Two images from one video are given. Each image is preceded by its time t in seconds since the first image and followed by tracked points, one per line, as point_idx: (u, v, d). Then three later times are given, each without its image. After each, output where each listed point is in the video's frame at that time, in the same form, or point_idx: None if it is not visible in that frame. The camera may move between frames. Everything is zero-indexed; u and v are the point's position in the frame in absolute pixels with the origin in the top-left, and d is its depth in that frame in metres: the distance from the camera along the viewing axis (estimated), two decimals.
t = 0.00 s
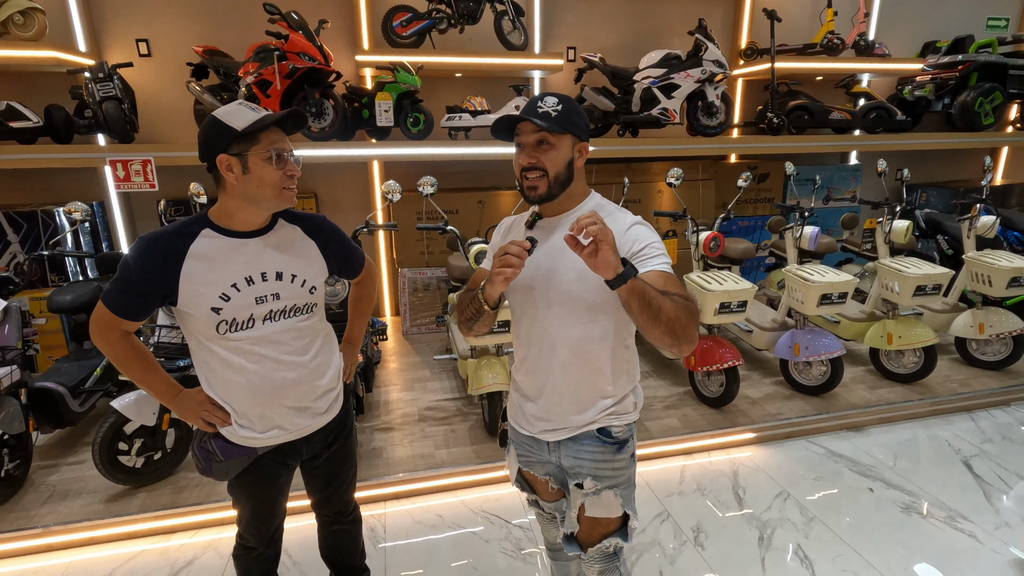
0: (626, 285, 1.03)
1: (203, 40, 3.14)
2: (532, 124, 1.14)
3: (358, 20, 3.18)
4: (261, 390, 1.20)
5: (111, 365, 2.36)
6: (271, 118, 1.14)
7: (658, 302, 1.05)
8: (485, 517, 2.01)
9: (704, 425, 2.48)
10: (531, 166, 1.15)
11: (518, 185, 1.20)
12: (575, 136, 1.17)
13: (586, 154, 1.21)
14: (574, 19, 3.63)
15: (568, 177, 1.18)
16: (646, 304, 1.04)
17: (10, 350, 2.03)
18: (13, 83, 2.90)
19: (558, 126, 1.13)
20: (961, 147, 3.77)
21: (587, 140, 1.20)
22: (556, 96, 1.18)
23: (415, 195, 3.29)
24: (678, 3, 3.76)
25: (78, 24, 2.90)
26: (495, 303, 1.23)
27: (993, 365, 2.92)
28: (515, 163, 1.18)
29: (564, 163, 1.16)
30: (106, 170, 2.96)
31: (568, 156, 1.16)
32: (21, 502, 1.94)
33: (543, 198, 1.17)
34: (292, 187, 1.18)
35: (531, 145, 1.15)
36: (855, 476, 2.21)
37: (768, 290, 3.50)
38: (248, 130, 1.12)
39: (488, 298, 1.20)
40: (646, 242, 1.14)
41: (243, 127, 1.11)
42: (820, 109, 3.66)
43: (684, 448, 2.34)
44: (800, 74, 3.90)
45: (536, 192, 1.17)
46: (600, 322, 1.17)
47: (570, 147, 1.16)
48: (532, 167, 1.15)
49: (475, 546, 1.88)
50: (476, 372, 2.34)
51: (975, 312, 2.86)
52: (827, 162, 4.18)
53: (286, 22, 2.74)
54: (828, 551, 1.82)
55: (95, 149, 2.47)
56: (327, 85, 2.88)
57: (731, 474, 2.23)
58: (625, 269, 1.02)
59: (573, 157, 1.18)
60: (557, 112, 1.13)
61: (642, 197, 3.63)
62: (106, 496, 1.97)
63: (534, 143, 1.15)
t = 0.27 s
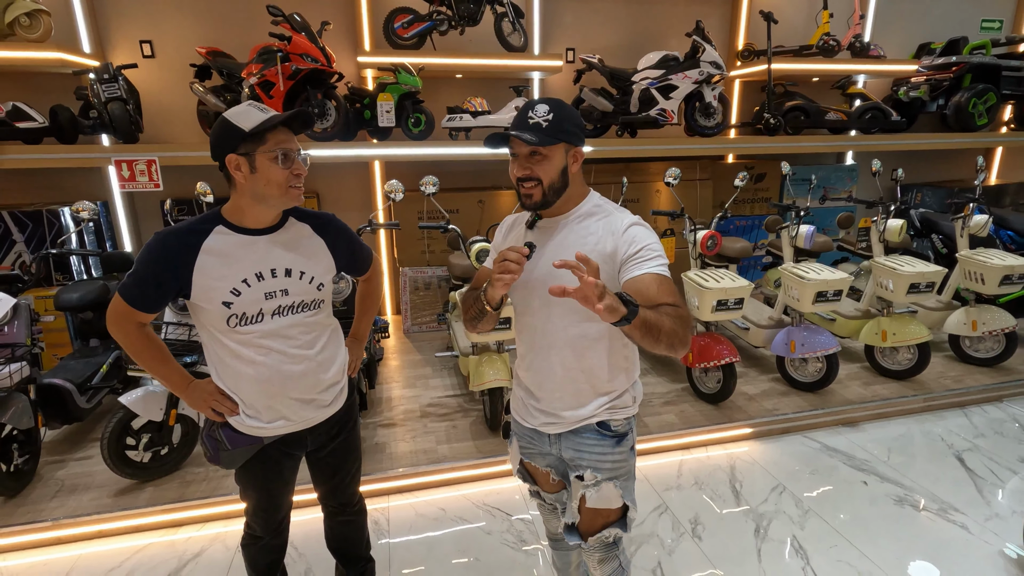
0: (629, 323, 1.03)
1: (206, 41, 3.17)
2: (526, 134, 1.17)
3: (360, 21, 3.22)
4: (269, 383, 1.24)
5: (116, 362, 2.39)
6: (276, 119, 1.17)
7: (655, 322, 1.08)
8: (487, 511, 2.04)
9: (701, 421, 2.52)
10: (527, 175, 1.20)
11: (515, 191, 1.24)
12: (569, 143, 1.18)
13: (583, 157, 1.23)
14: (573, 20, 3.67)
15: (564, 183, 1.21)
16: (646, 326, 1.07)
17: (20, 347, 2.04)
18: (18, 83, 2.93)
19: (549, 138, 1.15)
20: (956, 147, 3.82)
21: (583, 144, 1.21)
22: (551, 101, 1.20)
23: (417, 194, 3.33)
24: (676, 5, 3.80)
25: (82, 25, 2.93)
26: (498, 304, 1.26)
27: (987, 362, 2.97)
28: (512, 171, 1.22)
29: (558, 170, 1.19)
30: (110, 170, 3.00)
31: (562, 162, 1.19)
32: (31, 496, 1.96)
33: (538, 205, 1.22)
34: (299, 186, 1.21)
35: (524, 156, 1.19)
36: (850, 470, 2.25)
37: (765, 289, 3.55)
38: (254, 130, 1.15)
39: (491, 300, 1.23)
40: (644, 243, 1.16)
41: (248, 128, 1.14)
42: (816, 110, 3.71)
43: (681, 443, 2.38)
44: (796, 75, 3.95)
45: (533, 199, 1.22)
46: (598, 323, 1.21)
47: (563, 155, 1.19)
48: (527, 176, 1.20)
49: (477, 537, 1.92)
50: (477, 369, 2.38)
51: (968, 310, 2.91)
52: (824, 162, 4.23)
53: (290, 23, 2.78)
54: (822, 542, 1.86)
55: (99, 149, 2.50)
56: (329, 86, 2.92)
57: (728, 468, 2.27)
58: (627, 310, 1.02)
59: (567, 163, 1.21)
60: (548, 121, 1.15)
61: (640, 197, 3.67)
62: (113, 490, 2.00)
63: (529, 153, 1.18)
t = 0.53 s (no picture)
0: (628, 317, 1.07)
1: (208, 43, 3.20)
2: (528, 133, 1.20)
3: (361, 24, 3.25)
4: (274, 375, 1.28)
5: (122, 359, 2.42)
6: (277, 120, 1.20)
7: (653, 316, 1.12)
8: (488, 504, 2.08)
9: (698, 416, 2.57)
10: (530, 173, 1.23)
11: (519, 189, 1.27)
12: (570, 142, 1.22)
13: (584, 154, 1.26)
14: (571, 22, 3.71)
15: (566, 181, 1.25)
16: (644, 321, 1.11)
17: (28, 344, 2.04)
18: (22, 84, 2.95)
19: (553, 137, 1.19)
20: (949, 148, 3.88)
21: (583, 142, 1.24)
22: (554, 101, 1.22)
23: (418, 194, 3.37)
24: (673, 6, 3.85)
25: (86, 27, 2.96)
26: (500, 300, 1.31)
27: (978, 358, 3.02)
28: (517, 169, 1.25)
29: (561, 169, 1.22)
30: (114, 170, 3.03)
31: (565, 160, 1.22)
32: (39, 491, 1.99)
33: (541, 202, 1.25)
34: (302, 184, 1.24)
35: (528, 155, 1.21)
36: (843, 464, 2.29)
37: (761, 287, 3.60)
38: (256, 131, 1.18)
39: (494, 294, 1.27)
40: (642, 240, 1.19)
41: (251, 129, 1.18)
42: (811, 111, 3.76)
43: (679, 438, 2.42)
44: (792, 77, 4.00)
45: (537, 197, 1.25)
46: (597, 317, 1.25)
47: (566, 153, 1.22)
48: (531, 175, 1.23)
49: (479, 529, 1.96)
50: (478, 365, 2.42)
51: (960, 307, 2.95)
52: (819, 162, 4.29)
53: (292, 26, 2.82)
54: (815, 533, 1.91)
55: (103, 149, 2.52)
56: (330, 87, 2.97)
57: (723, 462, 2.32)
58: (626, 306, 1.06)
59: (570, 162, 1.24)
60: (552, 121, 1.18)
61: (638, 196, 3.72)
62: (120, 484, 2.04)
63: (531, 151, 1.21)
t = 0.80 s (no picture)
0: (601, 313, 1.13)
1: (207, 46, 3.26)
2: (538, 130, 1.29)
3: (358, 27, 3.32)
4: (283, 365, 1.35)
5: (126, 355, 2.48)
6: (291, 124, 1.27)
7: (628, 310, 1.16)
8: (485, 493, 2.16)
9: (687, 409, 2.65)
10: (538, 167, 1.32)
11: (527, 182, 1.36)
12: (577, 140, 1.31)
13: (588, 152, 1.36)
14: (564, 26, 3.79)
15: (571, 175, 1.34)
16: (618, 314, 1.15)
17: (37, 339, 2.07)
18: (25, 87, 3.00)
19: (562, 133, 1.27)
20: (932, 148, 3.98)
21: (588, 141, 1.34)
22: (564, 103, 1.31)
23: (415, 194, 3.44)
24: (663, 10, 3.94)
25: (88, 30, 3.02)
26: (502, 290, 1.38)
27: (958, 352, 3.12)
28: (527, 163, 1.34)
29: (567, 162, 1.31)
30: (115, 171, 3.08)
31: (571, 156, 1.31)
32: (48, 483, 2.05)
33: (549, 193, 1.34)
34: (312, 185, 1.30)
35: (539, 148, 1.30)
36: (826, 453, 2.38)
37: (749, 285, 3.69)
38: (271, 135, 1.25)
39: (495, 286, 1.34)
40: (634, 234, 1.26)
41: (265, 133, 1.24)
42: (798, 113, 3.86)
43: (668, 430, 2.50)
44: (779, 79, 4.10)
45: (545, 189, 1.34)
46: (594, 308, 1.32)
47: (573, 149, 1.31)
48: (539, 168, 1.32)
49: (475, 517, 2.03)
50: (474, 360, 2.49)
51: (941, 303, 3.06)
52: (807, 162, 4.39)
53: (291, 30, 2.88)
54: (798, 517, 2.00)
55: (106, 151, 2.58)
56: (329, 90, 3.04)
57: (712, 452, 2.40)
58: (595, 304, 1.11)
59: (575, 158, 1.33)
60: (561, 119, 1.27)
61: (630, 196, 3.81)
62: (127, 476, 2.10)
63: (541, 147, 1.30)
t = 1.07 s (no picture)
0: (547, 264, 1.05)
1: (204, 46, 3.29)
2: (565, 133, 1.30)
3: (354, 28, 3.35)
4: (286, 358, 1.39)
5: (126, 352, 2.51)
6: (297, 126, 1.30)
7: (579, 263, 1.08)
8: (480, 485, 2.21)
9: (678, 403, 2.70)
10: (565, 169, 1.34)
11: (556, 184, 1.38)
12: (606, 142, 1.30)
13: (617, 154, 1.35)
14: (559, 26, 3.84)
15: (599, 178, 1.34)
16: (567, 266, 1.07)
17: (37, 336, 2.10)
18: (23, 87, 3.03)
19: (590, 136, 1.27)
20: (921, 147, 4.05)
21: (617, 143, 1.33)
22: (594, 105, 1.31)
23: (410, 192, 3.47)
24: (657, 10, 3.98)
25: (85, 30, 3.04)
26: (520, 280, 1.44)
27: (945, 348, 3.18)
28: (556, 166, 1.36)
29: (596, 165, 1.32)
30: (113, 171, 3.11)
31: (600, 159, 1.31)
32: (49, 477, 2.08)
33: (576, 195, 1.36)
34: (312, 187, 1.34)
35: (567, 151, 1.31)
36: (813, 446, 2.44)
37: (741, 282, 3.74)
38: (276, 136, 1.28)
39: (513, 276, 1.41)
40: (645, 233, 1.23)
41: (271, 134, 1.28)
42: (789, 112, 3.91)
43: (660, 424, 2.55)
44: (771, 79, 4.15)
45: (573, 190, 1.36)
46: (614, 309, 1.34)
47: (601, 152, 1.31)
48: (566, 171, 1.34)
49: (470, 508, 2.08)
50: (469, 355, 2.54)
51: (928, 299, 3.12)
52: (799, 161, 4.45)
53: (288, 30, 2.91)
54: (784, 506, 2.05)
55: (103, 150, 2.60)
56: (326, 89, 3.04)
57: (702, 445, 2.45)
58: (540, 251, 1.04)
59: (604, 161, 1.33)
60: (591, 122, 1.27)
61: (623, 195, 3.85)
62: (127, 470, 2.13)
63: (567, 149, 1.31)
